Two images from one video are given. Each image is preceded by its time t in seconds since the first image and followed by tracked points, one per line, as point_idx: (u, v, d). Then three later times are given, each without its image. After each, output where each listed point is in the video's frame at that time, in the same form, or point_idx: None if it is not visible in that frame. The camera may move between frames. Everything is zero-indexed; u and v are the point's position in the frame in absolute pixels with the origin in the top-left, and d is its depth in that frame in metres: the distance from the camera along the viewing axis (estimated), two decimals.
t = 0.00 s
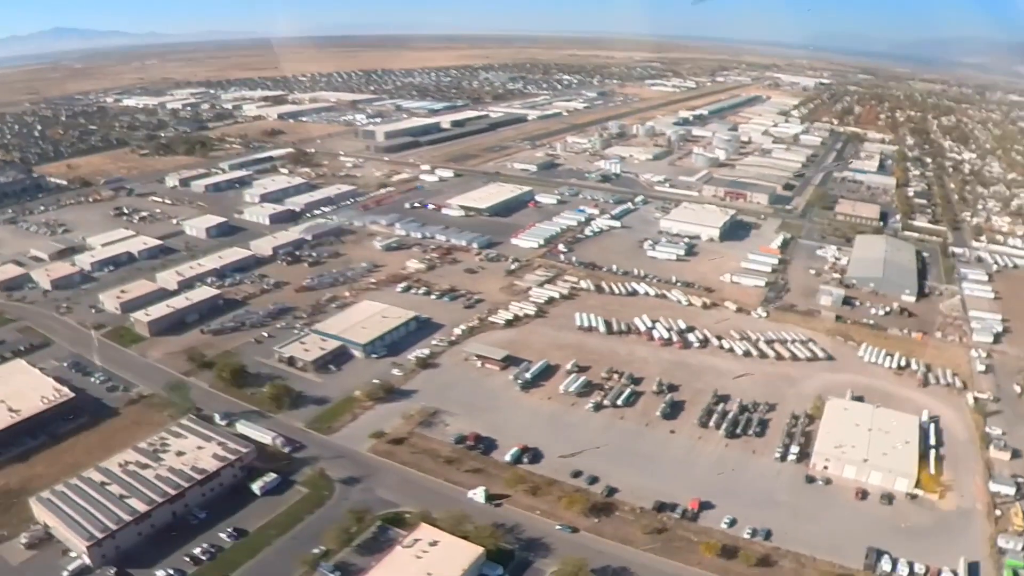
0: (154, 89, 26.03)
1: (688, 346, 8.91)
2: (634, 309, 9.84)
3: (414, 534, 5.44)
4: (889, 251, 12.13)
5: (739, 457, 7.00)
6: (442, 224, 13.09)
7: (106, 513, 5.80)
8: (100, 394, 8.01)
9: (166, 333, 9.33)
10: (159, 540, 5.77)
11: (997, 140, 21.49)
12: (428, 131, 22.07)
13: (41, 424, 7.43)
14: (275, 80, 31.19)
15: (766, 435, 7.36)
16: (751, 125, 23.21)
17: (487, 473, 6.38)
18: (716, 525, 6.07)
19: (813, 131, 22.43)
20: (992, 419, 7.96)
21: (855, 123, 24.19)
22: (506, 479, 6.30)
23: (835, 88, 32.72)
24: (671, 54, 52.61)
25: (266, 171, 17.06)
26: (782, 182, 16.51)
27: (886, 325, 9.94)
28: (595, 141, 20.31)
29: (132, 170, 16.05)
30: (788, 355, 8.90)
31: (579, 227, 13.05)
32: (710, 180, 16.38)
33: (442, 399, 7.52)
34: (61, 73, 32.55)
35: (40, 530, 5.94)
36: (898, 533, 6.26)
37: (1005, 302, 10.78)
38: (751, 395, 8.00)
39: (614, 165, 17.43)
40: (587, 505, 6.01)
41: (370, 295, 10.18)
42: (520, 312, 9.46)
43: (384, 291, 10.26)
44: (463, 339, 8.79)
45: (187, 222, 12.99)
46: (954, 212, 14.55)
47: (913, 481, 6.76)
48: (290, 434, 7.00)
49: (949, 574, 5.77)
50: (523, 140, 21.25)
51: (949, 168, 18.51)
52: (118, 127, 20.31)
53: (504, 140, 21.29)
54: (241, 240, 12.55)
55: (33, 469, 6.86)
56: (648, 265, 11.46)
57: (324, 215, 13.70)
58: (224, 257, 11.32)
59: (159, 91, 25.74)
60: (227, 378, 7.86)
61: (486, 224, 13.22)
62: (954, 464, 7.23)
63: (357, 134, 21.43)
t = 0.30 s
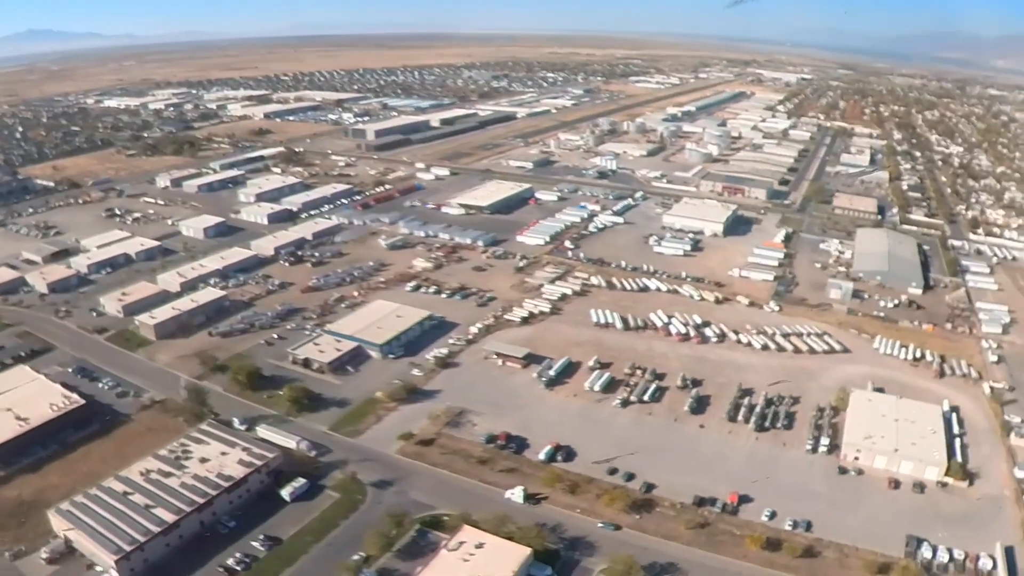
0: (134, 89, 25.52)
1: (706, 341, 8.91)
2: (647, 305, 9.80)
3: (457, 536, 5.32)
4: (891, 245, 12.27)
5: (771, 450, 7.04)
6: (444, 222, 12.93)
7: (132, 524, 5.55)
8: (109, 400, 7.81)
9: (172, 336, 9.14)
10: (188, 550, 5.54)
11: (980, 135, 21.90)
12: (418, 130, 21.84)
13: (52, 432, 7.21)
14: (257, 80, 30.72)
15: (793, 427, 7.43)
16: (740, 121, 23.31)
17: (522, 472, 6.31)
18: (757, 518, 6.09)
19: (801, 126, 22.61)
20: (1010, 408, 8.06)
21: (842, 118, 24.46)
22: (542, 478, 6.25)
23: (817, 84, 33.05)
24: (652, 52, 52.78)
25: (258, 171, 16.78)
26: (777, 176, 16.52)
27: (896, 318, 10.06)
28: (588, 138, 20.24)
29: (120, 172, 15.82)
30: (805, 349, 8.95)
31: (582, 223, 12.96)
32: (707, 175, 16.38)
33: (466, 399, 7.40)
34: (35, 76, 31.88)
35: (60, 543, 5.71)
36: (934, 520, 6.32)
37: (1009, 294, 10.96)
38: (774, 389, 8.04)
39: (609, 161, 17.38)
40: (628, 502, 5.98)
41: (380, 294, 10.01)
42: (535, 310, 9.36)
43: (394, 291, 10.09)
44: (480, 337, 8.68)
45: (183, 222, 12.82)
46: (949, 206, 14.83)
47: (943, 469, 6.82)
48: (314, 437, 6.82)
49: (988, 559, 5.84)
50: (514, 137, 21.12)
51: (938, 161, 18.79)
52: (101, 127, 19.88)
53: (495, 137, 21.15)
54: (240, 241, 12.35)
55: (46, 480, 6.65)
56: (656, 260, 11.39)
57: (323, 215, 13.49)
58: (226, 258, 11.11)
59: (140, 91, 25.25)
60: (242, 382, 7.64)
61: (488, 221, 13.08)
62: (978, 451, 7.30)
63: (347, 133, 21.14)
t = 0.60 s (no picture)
0: (116, 90, 25.02)
1: (726, 337, 8.93)
2: (662, 301, 9.75)
3: (504, 540, 5.21)
4: (896, 239, 12.38)
5: (804, 444, 7.10)
6: (449, 221, 12.78)
7: (162, 536, 5.30)
8: (121, 406, 7.59)
9: (180, 339, 8.93)
10: (222, 562, 5.31)
11: (967, 131, 22.23)
12: (410, 129, 21.62)
13: (65, 441, 6.92)
14: (240, 80, 30.26)
15: (823, 421, 7.48)
16: (731, 117, 23.39)
17: (559, 473, 6.25)
18: (799, 512, 6.17)
19: (791, 122, 22.75)
20: None
21: (830, 115, 24.68)
22: (581, 477, 6.21)
23: (802, 81, 33.33)
24: (634, 50, 52.88)
25: (252, 172, 16.50)
26: (775, 173, 16.61)
27: (908, 311, 10.15)
28: (582, 135, 20.17)
29: (110, 174, 15.58)
30: (825, 343, 9.00)
31: (588, 220, 12.87)
32: (705, 171, 16.37)
33: (494, 399, 7.29)
34: (12, 78, 31.22)
35: (85, 559, 5.49)
36: (970, 508, 6.37)
37: (1014, 286, 11.11)
38: (799, 383, 8.08)
39: (607, 159, 17.32)
40: (671, 500, 5.98)
41: (391, 294, 9.83)
42: (552, 308, 9.26)
43: (405, 290, 9.92)
44: (499, 336, 8.55)
45: (181, 224, 12.66)
46: (946, 200, 15.04)
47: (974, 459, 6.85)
48: (341, 442, 6.63)
49: None
50: (508, 136, 20.97)
51: (929, 156, 19.01)
52: (86, 129, 19.49)
53: (489, 136, 21.00)
54: (241, 242, 12.12)
55: (61, 492, 6.39)
56: (665, 257, 11.34)
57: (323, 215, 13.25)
58: (230, 260, 10.89)
59: (123, 92, 24.76)
60: (260, 387, 7.44)
61: (493, 220, 12.94)
62: (1005, 440, 7.34)
63: (338, 132, 20.85)
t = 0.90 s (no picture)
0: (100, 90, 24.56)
1: (746, 333, 8.93)
2: (679, 299, 9.70)
3: (554, 543, 5.13)
4: (902, 234, 12.48)
5: (838, 439, 7.13)
6: (455, 220, 12.62)
7: (196, 549, 5.05)
8: (135, 414, 7.36)
9: (190, 343, 8.71)
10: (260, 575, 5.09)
11: (956, 128, 22.49)
12: (404, 128, 21.39)
13: (79, 451, 6.68)
14: (225, 80, 29.83)
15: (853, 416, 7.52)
16: (724, 114, 23.44)
17: (599, 474, 6.19)
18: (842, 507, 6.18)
19: (784, 119, 22.86)
20: None
21: (820, 111, 24.84)
22: (623, 477, 6.18)
23: (789, 79, 33.55)
24: (619, 48, 52.93)
25: (247, 173, 16.24)
26: (775, 169, 16.64)
27: (922, 305, 10.23)
28: (579, 133, 20.08)
29: (101, 175, 15.36)
30: (846, 338, 9.04)
31: (595, 218, 12.78)
32: (705, 168, 16.36)
33: (523, 400, 7.17)
34: None
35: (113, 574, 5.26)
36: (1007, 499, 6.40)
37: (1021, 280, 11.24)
38: (825, 377, 8.15)
39: (606, 157, 17.26)
40: (716, 498, 5.96)
41: (403, 294, 9.63)
42: (570, 307, 9.16)
43: (419, 291, 9.74)
44: (520, 336, 8.43)
45: (180, 225, 12.48)
46: (944, 196, 15.22)
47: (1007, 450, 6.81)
48: (370, 447, 6.44)
49: None
50: (503, 134, 20.83)
51: (923, 152, 19.21)
52: (73, 130, 19.13)
53: (484, 134, 20.84)
54: (244, 244, 11.89)
55: (79, 505, 6.13)
56: (676, 253, 11.28)
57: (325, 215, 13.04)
58: (235, 262, 10.68)
59: (107, 94, 24.31)
60: (279, 391, 7.21)
61: (498, 218, 12.80)
62: None
63: (331, 132, 20.58)
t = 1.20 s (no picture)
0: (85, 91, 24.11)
1: (770, 330, 8.92)
2: (698, 297, 9.65)
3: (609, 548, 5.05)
4: (910, 230, 12.55)
5: (873, 434, 7.12)
6: (463, 220, 12.45)
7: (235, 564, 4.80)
8: (152, 422, 7.10)
9: (202, 348, 8.48)
10: None
11: (948, 124, 22.71)
12: (399, 127, 21.16)
13: (97, 462, 6.41)
14: (213, 81, 29.40)
15: (885, 411, 7.52)
16: (719, 112, 23.46)
17: (642, 475, 6.15)
18: (886, 502, 6.17)
19: (778, 115, 22.92)
20: None
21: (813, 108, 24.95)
22: (667, 478, 6.14)
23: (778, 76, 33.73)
24: (605, 47, 52.88)
25: (245, 174, 15.97)
26: (776, 165, 16.64)
27: (938, 300, 10.27)
28: (577, 131, 19.97)
29: (94, 178, 15.10)
30: (869, 334, 9.06)
31: (604, 216, 12.67)
32: (707, 165, 16.33)
33: (556, 401, 7.06)
34: None
35: None
36: None
37: None
38: (852, 372, 8.16)
39: (607, 155, 17.17)
40: (762, 497, 5.95)
41: (418, 295, 9.44)
42: (591, 306, 9.06)
43: (434, 291, 9.56)
44: (544, 336, 8.30)
45: (181, 227, 12.26)
46: (945, 192, 15.35)
47: None
48: (403, 452, 6.26)
49: None
50: (500, 133, 20.66)
51: (919, 148, 19.36)
52: (61, 133, 18.75)
53: (480, 133, 20.67)
54: (248, 246, 11.65)
55: (101, 521, 5.84)
56: (689, 251, 11.21)
57: (329, 216, 12.82)
58: (242, 265, 10.45)
59: (93, 96, 23.87)
60: (301, 397, 6.99)
61: (507, 217, 12.64)
62: None
63: (325, 132, 20.31)
